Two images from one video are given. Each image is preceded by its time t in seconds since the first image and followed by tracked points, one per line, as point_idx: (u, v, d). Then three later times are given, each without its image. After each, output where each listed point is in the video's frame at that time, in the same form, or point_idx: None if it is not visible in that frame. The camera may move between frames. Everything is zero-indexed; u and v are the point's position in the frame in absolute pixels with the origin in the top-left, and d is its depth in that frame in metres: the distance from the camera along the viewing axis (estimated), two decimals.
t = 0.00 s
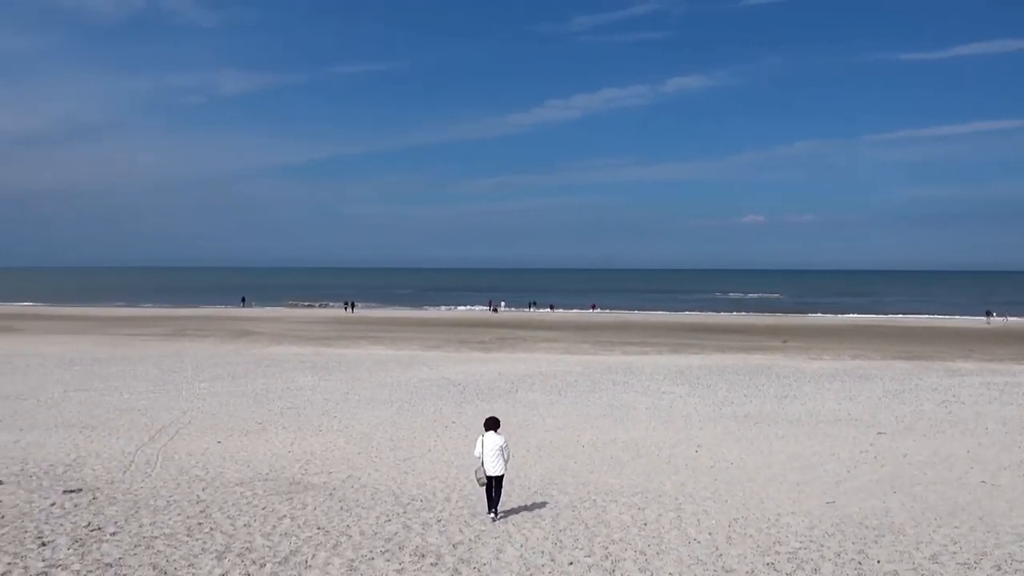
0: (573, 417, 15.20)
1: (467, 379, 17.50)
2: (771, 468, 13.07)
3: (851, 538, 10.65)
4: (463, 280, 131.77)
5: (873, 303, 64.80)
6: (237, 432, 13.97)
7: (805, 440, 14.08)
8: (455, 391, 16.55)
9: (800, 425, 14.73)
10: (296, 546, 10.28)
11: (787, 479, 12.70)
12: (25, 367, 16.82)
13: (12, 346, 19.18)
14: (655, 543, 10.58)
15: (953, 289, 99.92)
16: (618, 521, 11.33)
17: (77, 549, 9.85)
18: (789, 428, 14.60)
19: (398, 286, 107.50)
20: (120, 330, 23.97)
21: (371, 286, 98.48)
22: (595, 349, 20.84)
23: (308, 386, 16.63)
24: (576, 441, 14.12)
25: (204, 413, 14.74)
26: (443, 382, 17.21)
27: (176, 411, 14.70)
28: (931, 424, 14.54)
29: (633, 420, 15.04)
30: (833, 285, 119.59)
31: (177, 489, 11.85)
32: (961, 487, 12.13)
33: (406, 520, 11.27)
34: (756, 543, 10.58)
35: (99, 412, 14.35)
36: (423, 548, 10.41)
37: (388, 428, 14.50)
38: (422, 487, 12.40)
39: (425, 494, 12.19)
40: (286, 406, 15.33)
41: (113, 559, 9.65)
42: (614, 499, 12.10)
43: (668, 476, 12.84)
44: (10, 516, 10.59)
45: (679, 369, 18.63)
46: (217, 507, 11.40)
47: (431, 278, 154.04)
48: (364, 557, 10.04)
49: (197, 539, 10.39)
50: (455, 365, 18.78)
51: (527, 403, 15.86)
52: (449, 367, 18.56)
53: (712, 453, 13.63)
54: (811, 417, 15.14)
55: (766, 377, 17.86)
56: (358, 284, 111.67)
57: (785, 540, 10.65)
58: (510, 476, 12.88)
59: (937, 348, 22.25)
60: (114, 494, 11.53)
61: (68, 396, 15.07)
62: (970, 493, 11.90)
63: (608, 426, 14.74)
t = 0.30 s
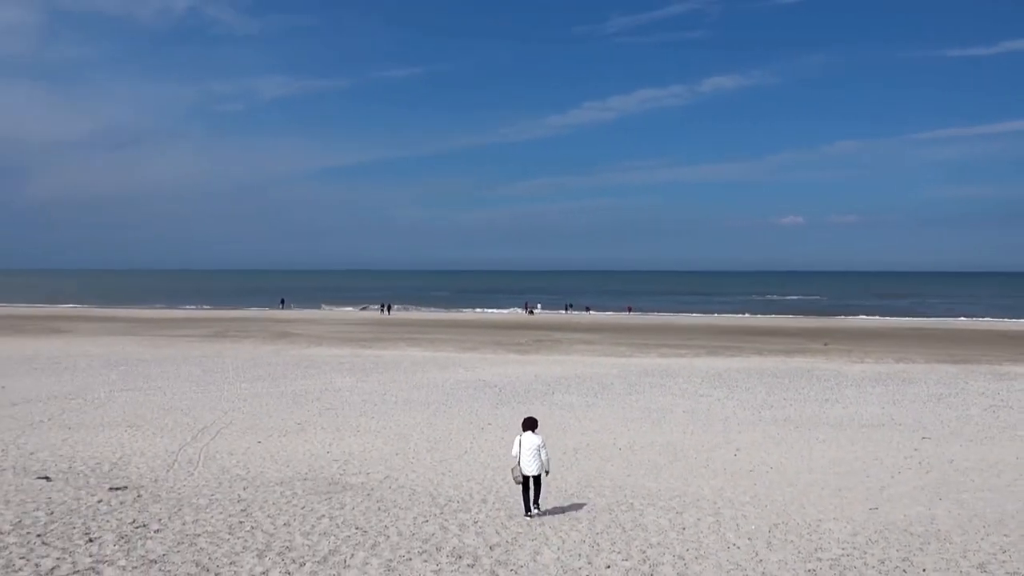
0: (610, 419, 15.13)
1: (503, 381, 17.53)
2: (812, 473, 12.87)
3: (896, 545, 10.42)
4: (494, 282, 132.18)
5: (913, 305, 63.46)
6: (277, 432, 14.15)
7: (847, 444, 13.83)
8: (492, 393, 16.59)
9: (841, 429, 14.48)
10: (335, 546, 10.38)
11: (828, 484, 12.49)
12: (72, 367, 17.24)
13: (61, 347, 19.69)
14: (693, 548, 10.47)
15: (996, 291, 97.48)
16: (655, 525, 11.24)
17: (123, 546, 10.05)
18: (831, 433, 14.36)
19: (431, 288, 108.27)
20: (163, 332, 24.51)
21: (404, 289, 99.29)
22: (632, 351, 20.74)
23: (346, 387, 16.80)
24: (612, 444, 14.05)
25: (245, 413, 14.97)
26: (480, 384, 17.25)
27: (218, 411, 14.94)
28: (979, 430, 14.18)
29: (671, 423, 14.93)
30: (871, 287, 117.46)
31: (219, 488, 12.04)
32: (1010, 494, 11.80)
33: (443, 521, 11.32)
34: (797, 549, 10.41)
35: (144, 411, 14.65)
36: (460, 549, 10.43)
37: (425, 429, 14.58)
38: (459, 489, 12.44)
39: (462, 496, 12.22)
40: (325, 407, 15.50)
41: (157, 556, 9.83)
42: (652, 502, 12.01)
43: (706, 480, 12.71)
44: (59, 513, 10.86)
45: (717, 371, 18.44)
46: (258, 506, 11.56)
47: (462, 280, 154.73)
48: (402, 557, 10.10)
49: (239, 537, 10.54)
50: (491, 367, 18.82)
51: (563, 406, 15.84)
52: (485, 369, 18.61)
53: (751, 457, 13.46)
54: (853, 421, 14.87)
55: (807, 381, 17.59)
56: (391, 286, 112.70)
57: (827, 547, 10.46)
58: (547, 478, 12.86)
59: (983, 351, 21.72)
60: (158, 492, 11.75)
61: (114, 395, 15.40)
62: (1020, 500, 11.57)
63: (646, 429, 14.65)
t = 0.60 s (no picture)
0: (646, 421, 15.05)
1: (538, 382, 17.53)
2: (853, 478, 12.65)
3: (940, 553, 10.20)
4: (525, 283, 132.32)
5: (953, 308, 62.05)
6: (314, 430, 14.31)
7: (889, 450, 13.58)
8: (527, 394, 16.61)
9: (883, 434, 14.21)
10: (372, 544, 10.46)
11: (870, 489, 12.27)
12: (117, 365, 17.63)
13: (106, 345, 20.13)
14: (731, 552, 10.35)
15: None
16: (692, 528, 11.13)
17: (166, 540, 10.24)
18: (872, 437, 14.11)
19: (462, 288, 108.74)
20: (203, 331, 24.86)
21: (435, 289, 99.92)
22: (667, 353, 20.60)
23: (383, 386, 16.94)
24: (648, 446, 13.97)
25: (284, 411, 15.16)
26: (515, 385, 17.27)
27: (258, 409, 15.15)
28: None
29: (708, 426, 14.79)
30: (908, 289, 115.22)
31: (258, 485, 12.21)
32: None
33: (479, 521, 11.34)
34: (838, 555, 10.23)
35: (186, 408, 14.92)
36: (496, 549, 10.44)
37: (460, 429, 14.64)
38: (494, 489, 12.45)
39: (498, 496, 12.23)
40: (362, 406, 15.64)
41: (199, 550, 9.99)
42: (689, 505, 11.90)
43: (743, 484, 12.57)
44: (105, 507, 11.10)
45: (755, 374, 18.23)
46: (296, 503, 11.70)
47: (492, 281, 155.13)
48: (439, 556, 10.14)
49: (278, 533, 10.68)
50: (527, 367, 18.83)
51: (599, 407, 15.79)
52: (521, 370, 18.63)
53: (790, 461, 13.28)
54: (895, 426, 14.60)
55: (848, 384, 17.31)
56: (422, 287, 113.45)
57: (869, 553, 10.27)
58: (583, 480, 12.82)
59: None
60: (200, 488, 11.94)
61: (156, 393, 15.71)
62: None
63: (682, 431, 14.55)
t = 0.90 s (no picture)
0: (684, 424, 14.93)
1: (575, 383, 17.50)
2: (897, 483, 12.41)
3: (990, 561, 9.94)
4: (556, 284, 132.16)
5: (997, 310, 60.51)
6: (352, 431, 14.44)
7: (935, 455, 13.28)
8: (564, 395, 16.58)
9: (928, 439, 13.91)
10: (410, 544, 10.52)
11: (915, 495, 12.02)
12: (160, 365, 17.99)
13: (150, 345, 20.57)
14: (772, 558, 10.20)
15: None
16: (732, 533, 11.00)
17: (209, 537, 10.41)
18: (916, 442, 13.82)
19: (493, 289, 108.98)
20: (243, 331, 25.26)
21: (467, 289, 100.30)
22: (705, 355, 20.41)
23: (420, 387, 17.04)
24: (686, 449, 13.86)
25: (322, 411, 15.33)
26: (552, 386, 17.25)
27: (297, 409, 15.34)
28: None
29: (747, 429, 14.63)
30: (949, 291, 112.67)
31: (298, 483, 12.36)
32: None
33: (516, 523, 11.34)
34: (883, 562, 10.03)
35: (228, 408, 15.16)
36: (533, 551, 10.43)
37: (497, 430, 14.66)
38: (531, 490, 12.44)
39: (535, 498, 12.22)
40: (399, 407, 15.74)
41: (241, 548, 10.15)
42: (728, 509, 11.76)
43: (784, 488, 12.40)
44: (150, 504, 11.33)
45: (795, 377, 17.98)
46: (335, 502, 11.81)
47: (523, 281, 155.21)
48: (476, 557, 10.16)
49: (318, 532, 10.80)
50: (562, 369, 18.80)
51: (636, 409, 15.70)
52: (557, 371, 18.60)
53: (832, 466, 13.07)
54: (941, 431, 14.28)
55: (891, 388, 16.98)
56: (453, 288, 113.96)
57: (914, 561, 10.04)
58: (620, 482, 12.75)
59: None
60: (241, 486, 12.12)
61: (199, 392, 15.99)
62: None
63: (721, 434, 14.40)
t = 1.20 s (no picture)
0: (723, 426, 14.77)
1: (612, 385, 17.42)
2: (943, 489, 12.12)
3: None
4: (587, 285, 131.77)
5: None
6: (391, 431, 14.55)
7: (984, 460, 12.95)
8: (602, 397, 16.52)
9: (976, 444, 13.58)
10: (448, 544, 10.56)
11: (962, 501, 11.73)
12: (203, 364, 18.32)
13: (193, 345, 20.97)
14: (815, 563, 10.03)
15: None
16: (773, 537, 10.84)
17: (251, 534, 10.57)
18: (964, 447, 13.50)
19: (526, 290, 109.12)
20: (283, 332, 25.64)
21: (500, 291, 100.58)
22: (744, 356, 20.19)
23: (457, 388, 17.11)
24: (726, 452, 13.71)
25: (361, 411, 15.47)
26: (589, 387, 17.20)
27: (336, 408, 15.51)
28: None
29: (788, 432, 14.43)
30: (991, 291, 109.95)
31: (338, 483, 12.49)
32: None
33: (553, 524, 11.31)
34: (930, 569, 9.79)
35: (269, 407, 15.38)
36: (571, 553, 10.39)
37: (534, 431, 14.66)
38: (569, 492, 12.41)
39: (572, 499, 12.18)
40: (437, 407, 15.82)
41: (282, 546, 10.28)
42: (769, 513, 11.60)
43: (826, 492, 12.20)
44: (194, 501, 11.53)
45: (838, 379, 17.68)
46: (374, 501, 11.91)
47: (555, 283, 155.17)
48: (514, 558, 10.16)
49: (357, 531, 10.89)
50: (599, 370, 18.74)
51: (675, 411, 15.58)
52: (594, 372, 18.54)
53: (876, 470, 12.82)
54: (990, 436, 13.92)
55: (938, 391, 16.60)
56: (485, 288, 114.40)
57: (963, 568, 9.79)
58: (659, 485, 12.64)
59: None
60: (282, 485, 12.28)
61: (241, 391, 16.25)
62: None
63: (761, 437, 14.23)
